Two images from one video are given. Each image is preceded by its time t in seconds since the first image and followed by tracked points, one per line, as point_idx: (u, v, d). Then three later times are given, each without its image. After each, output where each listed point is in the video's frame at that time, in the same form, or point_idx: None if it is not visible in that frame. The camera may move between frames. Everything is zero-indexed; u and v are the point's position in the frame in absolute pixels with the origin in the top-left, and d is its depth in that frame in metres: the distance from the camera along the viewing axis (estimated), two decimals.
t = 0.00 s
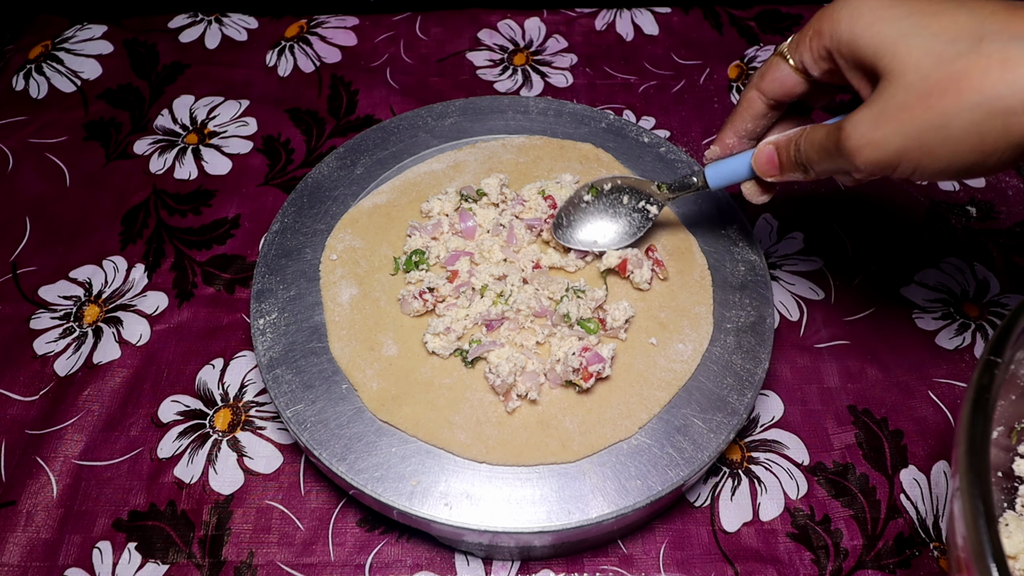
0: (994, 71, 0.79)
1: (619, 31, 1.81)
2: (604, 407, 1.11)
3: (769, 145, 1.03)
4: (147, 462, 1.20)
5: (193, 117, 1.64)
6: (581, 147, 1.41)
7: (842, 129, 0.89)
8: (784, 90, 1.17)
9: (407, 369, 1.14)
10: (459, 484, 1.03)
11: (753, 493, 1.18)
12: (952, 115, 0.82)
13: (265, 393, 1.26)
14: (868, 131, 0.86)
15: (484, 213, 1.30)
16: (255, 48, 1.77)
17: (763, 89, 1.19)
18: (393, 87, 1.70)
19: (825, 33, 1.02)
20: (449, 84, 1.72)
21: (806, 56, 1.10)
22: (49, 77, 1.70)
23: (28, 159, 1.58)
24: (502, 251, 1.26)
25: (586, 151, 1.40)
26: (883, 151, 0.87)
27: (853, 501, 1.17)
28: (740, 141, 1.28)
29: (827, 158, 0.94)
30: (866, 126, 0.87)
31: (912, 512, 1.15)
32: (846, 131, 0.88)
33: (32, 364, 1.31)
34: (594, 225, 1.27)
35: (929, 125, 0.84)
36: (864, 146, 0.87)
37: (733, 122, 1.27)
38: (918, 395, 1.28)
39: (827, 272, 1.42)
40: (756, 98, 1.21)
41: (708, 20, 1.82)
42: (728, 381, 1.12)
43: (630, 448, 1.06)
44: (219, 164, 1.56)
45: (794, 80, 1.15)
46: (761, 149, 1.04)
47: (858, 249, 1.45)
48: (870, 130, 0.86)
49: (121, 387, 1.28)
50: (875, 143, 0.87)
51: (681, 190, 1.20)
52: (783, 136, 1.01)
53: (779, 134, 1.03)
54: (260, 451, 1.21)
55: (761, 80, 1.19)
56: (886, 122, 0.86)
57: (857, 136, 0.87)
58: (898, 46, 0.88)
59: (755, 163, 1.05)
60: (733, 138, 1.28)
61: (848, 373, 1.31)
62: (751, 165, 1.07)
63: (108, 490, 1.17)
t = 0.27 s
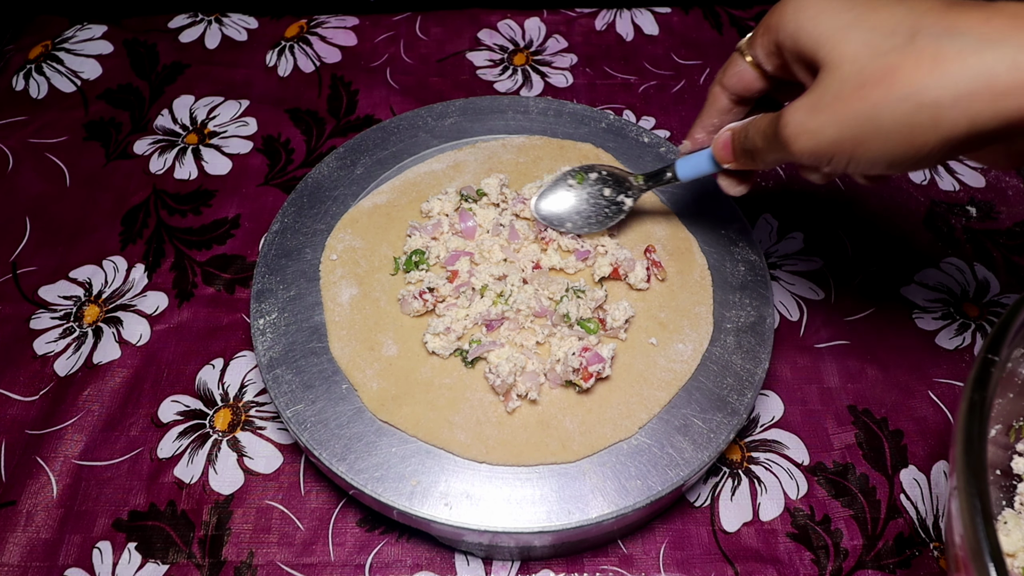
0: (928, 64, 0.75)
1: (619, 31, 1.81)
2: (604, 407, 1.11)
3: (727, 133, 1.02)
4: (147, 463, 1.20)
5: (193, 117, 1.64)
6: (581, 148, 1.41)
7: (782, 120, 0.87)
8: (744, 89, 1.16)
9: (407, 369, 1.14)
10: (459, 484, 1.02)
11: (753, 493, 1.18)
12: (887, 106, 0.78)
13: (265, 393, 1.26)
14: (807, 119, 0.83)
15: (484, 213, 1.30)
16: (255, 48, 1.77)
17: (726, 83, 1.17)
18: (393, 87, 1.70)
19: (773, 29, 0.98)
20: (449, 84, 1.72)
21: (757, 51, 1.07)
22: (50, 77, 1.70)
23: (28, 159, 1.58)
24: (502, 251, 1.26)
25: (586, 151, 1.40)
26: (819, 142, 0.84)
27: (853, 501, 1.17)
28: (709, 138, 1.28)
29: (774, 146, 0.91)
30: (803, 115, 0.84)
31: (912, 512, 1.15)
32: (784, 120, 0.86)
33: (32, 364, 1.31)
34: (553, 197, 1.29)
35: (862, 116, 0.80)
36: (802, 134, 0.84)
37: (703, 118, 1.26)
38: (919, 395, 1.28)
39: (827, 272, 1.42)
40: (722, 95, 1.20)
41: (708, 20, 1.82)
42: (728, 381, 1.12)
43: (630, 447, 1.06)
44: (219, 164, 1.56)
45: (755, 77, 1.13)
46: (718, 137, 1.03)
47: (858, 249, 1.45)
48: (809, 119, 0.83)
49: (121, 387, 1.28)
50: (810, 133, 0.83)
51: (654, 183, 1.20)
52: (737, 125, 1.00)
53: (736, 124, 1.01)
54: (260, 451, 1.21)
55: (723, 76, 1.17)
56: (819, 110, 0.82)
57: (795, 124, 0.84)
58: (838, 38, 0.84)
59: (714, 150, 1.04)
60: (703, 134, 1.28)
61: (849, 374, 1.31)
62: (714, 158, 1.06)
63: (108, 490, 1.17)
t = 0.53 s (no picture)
0: (983, 40, 0.79)
1: (619, 30, 1.81)
2: (603, 407, 1.11)
3: (760, 108, 1.03)
4: (147, 462, 1.20)
5: (193, 117, 1.64)
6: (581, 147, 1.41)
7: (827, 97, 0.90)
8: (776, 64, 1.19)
9: (407, 369, 1.14)
10: (459, 484, 1.03)
11: (753, 493, 1.18)
12: (930, 81, 0.82)
13: (265, 393, 1.26)
14: (854, 96, 0.87)
15: (484, 213, 1.31)
16: (255, 48, 1.77)
17: (759, 55, 1.19)
18: (393, 87, 1.70)
19: (819, 3, 1.02)
20: (449, 84, 1.72)
21: (797, 25, 1.10)
22: (50, 77, 1.70)
23: (28, 159, 1.58)
24: (502, 251, 1.26)
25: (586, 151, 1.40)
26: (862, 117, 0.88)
27: (853, 501, 1.17)
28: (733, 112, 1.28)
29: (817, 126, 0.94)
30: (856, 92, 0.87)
31: (912, 512, 1.15)
32: (827, 93, 0.89)
33: (32, 364, 1.31)
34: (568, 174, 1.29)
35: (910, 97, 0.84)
36: (851, 110, 0.88)
37: (728, 92, 1.28)
38: (919, 395, 1.28)
39: (828, 272, 1.42)
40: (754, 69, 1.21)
41: (708, 20, 1.82)
42: (728, 381, 1.12)
43: (630, 447, 1.06)
44: (219, 164, 1.57)
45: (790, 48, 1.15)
46: (748, 113, 1.04)
47: (858, 249, 1.45)
48: (859, 95, 0.86)
49: (121, 387, 1.28)
50: (858, 106, 0.87)
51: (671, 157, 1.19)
52: (771, 101, 1.02)
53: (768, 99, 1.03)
54: (260, 451, 1.21)
55: (756, 47, 1.19)
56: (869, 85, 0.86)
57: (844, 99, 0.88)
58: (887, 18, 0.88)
59: (743, 126, 1.05)
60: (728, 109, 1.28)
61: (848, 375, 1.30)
62: (741, 133, 1.07)
63: (108, 490, 1.17)
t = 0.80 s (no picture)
0: None
1: (619, 31, 1.81)
2: (603, 407, 1.11)
3: (906, 79, 0.83)
4: (147, 462, 1.20)
5: (193, 117, 1.64)
6: (581, 147, 1.41)
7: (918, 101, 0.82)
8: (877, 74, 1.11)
9: (407, 369, 1.14)
10: (459, 484, 1.03)
11: (753, 493, 1.18)
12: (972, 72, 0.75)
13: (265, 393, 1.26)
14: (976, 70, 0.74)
15: (484, 214, 1.31)
16: (255, 48, 1.77)
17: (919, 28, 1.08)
18: (393, 87, 1.70)
19: None
20: (449, 84, 1.72)
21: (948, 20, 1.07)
22: (50, 77, 1.70)
23: (28, 159, 1.58)
24: (502, 251, 1.26)
25: (586, 151, 1.40)
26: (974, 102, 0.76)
27: (853, 501, 1.17)
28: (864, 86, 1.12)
29: (939, 107, 0.80)
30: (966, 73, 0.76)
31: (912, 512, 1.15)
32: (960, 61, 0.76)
33: (32, 364, 1.31)
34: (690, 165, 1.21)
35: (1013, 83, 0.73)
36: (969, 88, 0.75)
37: (860, 61, 1.13)
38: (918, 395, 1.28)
39: (828, 273, 1.42)
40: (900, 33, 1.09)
41: (708, 20, 1.82)
42: (728, 381, 1.12)
43: (630, 447, 1.06)
44: (219, 164, 1.57)
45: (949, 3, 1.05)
46: (897, 80, 0.85)
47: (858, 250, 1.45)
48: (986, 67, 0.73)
49: (121, 387, 1.28)
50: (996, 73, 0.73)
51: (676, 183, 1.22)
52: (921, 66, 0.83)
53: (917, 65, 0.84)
54: (260, 451, 1.21)
55: (921, 23, 1.08)
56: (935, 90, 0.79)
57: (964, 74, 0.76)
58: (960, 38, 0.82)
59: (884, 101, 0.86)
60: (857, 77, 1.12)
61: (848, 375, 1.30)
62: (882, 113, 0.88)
63: (108, 490, 1.17)
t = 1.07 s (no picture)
0: None
1: (619, 31, 1.81)
2: (603, 407, 1.11)
3: None
4: (147, 462, 1.20)
5: (193, 117, 1.64)
6: (581, 147, 1.41)
7: None
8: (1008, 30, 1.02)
9: (407, 369, 1.14)
10: (459, 484, 1.03)
11: (753, 493, 1.18)
12: None
13: (265, 393, 1.26)
14: None
15: (484, 214, 1.31)
16: (255, 48, 1.77)
17: None
18: (393, 87, 1.70)
19: None
20: (449, 84, 1.72)
21: None
22: (50, 77, 1.70)
23: (28, 159, 1.58)
24: (502, 251, 1.27)
25: (586, 151, 1.40)
26: None
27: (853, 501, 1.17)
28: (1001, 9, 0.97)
29: None
30: None
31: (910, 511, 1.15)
32: None
33: (32, 364, 1.31)
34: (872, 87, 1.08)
35: None
36: None
37: None
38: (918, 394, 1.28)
39: (828, 273, 1.42)
40: None
41: (708, 20, 1.82)
42: (727, 381, 1.12)
43: (630, 447, 1.06)
44: (219, 164, 1.57)
45: None
46: None
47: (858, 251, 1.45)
48: None
49: (121, 387, 1.28)
50: None
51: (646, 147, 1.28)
52: None
53: None
54: (260, 451, 1.21)
55: None
56: None
57: None
58: None
59: None
60: None
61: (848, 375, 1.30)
62: None
63: (108, 490, 1.17)
